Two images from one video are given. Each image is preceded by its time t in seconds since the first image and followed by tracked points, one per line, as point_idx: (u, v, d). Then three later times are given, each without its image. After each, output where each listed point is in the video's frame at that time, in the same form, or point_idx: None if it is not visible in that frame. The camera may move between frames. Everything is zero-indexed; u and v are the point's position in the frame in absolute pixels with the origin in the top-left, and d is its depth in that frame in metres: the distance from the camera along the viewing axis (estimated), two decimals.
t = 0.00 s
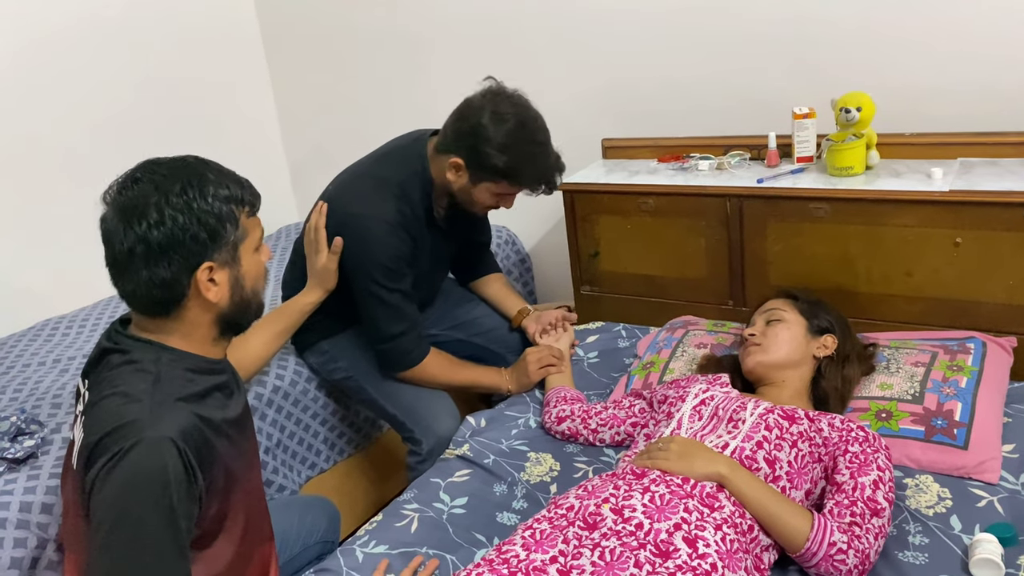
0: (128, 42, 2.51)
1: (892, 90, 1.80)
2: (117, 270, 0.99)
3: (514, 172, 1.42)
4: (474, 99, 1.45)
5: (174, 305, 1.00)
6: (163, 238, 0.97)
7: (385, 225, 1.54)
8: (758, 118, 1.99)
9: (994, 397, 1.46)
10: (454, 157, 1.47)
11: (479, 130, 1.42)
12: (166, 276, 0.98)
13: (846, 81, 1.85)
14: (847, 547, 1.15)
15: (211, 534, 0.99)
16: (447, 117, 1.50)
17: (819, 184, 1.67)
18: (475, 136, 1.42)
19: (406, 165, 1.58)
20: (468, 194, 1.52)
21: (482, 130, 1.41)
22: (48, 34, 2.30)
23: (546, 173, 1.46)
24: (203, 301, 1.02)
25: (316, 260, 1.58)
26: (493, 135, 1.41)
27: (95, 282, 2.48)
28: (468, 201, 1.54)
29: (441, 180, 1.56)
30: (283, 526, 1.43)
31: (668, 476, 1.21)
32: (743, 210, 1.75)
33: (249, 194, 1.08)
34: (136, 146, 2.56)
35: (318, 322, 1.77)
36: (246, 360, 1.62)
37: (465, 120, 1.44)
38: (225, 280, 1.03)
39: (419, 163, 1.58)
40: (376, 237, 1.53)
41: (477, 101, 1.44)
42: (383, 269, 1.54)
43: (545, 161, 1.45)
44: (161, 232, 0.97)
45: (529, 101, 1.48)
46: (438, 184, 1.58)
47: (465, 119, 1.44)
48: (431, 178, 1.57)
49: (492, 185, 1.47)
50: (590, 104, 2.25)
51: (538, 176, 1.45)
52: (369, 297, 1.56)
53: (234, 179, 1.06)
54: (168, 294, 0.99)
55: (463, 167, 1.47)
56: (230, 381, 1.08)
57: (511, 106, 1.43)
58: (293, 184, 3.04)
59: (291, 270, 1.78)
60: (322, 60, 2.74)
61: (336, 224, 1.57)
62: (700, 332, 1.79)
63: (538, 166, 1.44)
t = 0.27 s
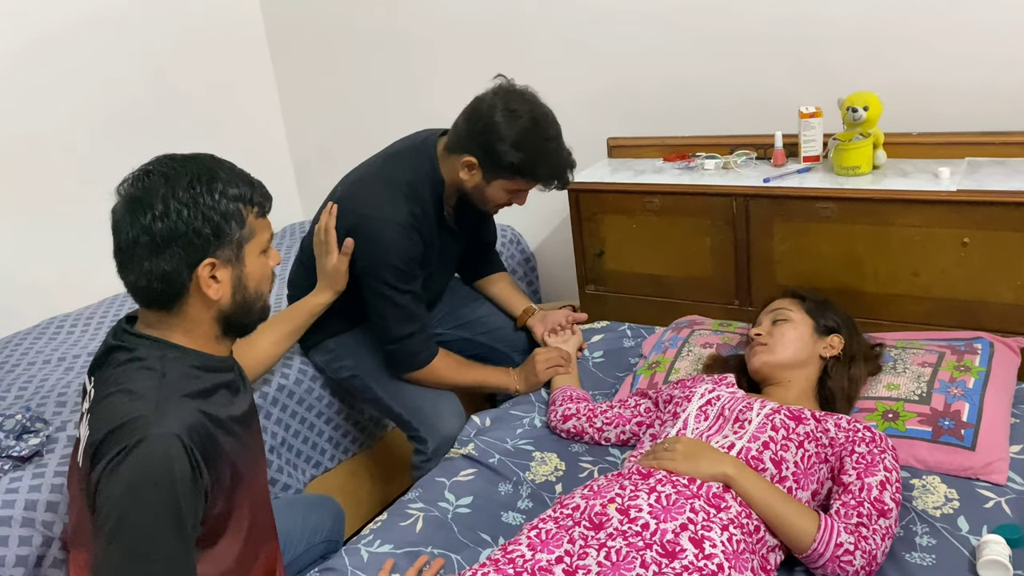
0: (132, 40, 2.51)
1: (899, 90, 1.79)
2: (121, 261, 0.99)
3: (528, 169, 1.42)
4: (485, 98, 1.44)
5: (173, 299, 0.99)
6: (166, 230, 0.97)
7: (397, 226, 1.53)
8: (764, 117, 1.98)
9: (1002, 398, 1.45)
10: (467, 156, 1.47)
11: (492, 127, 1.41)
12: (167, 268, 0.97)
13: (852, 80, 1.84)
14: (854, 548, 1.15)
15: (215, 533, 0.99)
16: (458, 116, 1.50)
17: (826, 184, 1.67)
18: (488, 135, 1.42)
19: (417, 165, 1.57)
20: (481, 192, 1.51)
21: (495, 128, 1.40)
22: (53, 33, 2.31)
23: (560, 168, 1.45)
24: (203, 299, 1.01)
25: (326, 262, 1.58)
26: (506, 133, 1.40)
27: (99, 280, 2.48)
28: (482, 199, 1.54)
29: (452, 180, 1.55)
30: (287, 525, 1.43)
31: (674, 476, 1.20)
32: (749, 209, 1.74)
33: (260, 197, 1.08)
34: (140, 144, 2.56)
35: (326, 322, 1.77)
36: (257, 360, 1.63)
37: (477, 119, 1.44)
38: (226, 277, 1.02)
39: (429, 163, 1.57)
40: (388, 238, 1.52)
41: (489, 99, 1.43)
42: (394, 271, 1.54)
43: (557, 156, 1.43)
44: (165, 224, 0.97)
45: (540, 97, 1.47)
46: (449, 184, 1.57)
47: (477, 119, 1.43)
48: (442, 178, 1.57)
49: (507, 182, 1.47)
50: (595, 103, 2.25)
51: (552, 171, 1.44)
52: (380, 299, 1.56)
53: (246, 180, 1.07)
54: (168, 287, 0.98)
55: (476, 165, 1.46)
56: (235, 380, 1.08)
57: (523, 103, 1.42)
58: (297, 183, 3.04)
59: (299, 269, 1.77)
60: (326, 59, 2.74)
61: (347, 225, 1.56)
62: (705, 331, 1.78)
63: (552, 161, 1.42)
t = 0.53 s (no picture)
0: (137, 40, 2.51)
1: (904, 90, 1.79)
2: (130, 261, 0.99)
3: (516, 140, 1.40)
4: (457, 83, 1.44)
5: (181, 298, 1.00)
6: (172, 228, 0.97)
7: (397, 224, 1.53)
8: (768, 117, 1.98)
9: (1007, 398, 1.44)
10: (455, 143, 1.47)
11: (474, 107, 1.41)
12: (173, 267, 0.97)
13: (857, 80, 1.83)
14: (858, 550, 1.14)
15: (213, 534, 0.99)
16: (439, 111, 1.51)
17: (831, 184, 1.66)
18: (472, 116, 1.41)
19: (416, 162, 1.58)
20: (480, 177, 1.50)
21: (474, 106, 1.41)
22: (58, 32, 2.31)
23: (548, 134, 1.44)
24: (211, 297, 1.01)
25: (328, 261, 1.58)
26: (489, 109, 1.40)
27: (102, 279, 2.48)
28: (482, 184, 1.51)
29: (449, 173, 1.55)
30: (290, 526, 1.43)
31: (678, 477, 1.20)
32: (753, 209, 1.74)
33: (266, 195, 1.08)
34: (144, 143, 2.56)
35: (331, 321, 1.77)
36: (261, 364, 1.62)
37: (455, 104, 1.44)
38: (236, 273, 1.02)
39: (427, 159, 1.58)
40: (389, 236, 1.52)
41: (461, 82, 1.44)
42: (394, 268, 1.54)
43: (541, 121, 1.42)
44: (170, 222, 0.97)
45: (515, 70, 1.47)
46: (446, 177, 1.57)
47: (456, 105, 1.44)
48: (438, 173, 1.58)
49: (501, 160, 1.45)
50: (599, 103, 2.25)
51: (541, 139, 1.43)
52: (380, 298, 1.55)
53: (253, 179, 1.07)
54: (175, 286, 0.98)
55: (467, 150, 1.46)
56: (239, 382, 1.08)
57: (496, 76, 1.42)
58: (300, 182, 3.04)
59: (302, 268, 1.78)
60: (330, 59, 2.74)
61: (348, 224, 1.56)
62: (709, 331, 1.78)
63: (537, 128, 1.42)
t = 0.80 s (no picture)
0: (139, 39, 2.52)
1: (905, 89, 1.78)
2: (128, 261, 1.00)
3: (516, 137, 1.35)
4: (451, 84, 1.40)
5: (175, 297, 1.00)
6: (166, 228, 0.97)
7: (400, 231, 1.50)
8: (769, 116, 1.98)
9: (1010, 398, 1.44)
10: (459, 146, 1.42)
11: (472, 106, 1.35)
12: (168, 266, 0.98)
13: (858, 79, 1.83)
14: (860, 549, 1.14)
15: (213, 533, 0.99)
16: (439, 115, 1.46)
17: (832, 183, 1.66)
18: (472, 116, 1.36)
19: (420, 167, 1.55)
20: (485, 178, 1.45)
21: (470, 104, 1.35)
22: (61, 33, 2.31)
23: (552, 127, 1.38)
24: (205, 296, 1.01)
25: (331, 269, 1.58)
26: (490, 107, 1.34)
27: (104, 279, 2.48)
28: (490, 186, 1.46)
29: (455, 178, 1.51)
30: (291, 526, 1.43)
31: (679, 477, 1.20)
32: (755, 208, 1.74)
33: (264, 196, 1.07)
34: (146, 143, 2.56)
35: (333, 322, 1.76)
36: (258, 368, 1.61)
37: (451, 106, 1.39)
38: (231, 273, 1.02)
39: (432, 164, 1.54)
40: (391, 244, 1.49)
41: (455, 82, 1.39)
42: (396, 277, 1.50)
43: (543, 114, 1.36)
44: (164, 222, 0.97)
45: (510, 63, 1.42)
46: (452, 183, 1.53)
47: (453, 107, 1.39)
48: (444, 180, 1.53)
49: (506, 159, 1.39)
50: (600, 102, 2.24)
51: (545, 133, 1.37)
52: (381, 305, 1.53)
53: (251, 179, 1.06)
54: (170, 285, 0.98)
55: (470, 152, 1.41)
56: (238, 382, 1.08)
57: (489, 72, 1.37)
58: (302, 182, 3.05)
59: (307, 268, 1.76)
60: (331, 58, 2.74)
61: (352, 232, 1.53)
62: (711, 331, 1.78)
63: (536, 121, 1.35)
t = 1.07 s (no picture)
0: (139, 41, 2.52)
1: (904, 89, 1.78)
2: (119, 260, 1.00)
3: (557, 151, 1.30)
4: (495, 88, 1.34)
5: (163, 296, 1.00)
6: (152, 227, 0.98)
7: (419, 234, 1.46)
8: (768, 116, 1.98)
9: (1009, 397, 1.44)
10: (496, 156, 1.38)
11: (513, 117, 1.30)
12: (155, 265, 0.98)
13: (857, 78, 1.83)
14: (859, 549, 1.14)
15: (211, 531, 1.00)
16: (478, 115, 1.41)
17: (832, 182, 1.66)
18: (511, 127, 1.31)
19: (448, 167, 1.50)
20: (522, 190, 1.41)
21: (511, 116, 1.31)
22: (62, 35, 2.32)
23: (595, 141, 1.34)
24: (192, 296, 1.01)
25: (346, 258, 1.56)
26: (533, 119, 1.30)
27: (105, 280, 2.48)
28: (525, 196, 1.43)
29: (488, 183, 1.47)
30: (292, 526, 1.43)
31: (678, 477, 1.20)
32: (754, 208, 1.74)
33: (254, 197, 1.07)
34: (146, 145, 2.56)
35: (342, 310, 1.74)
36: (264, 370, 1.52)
37: (491, 115, 1.35)
38: (216, 273, 1.02)
39: (462, 164, 1.49)
40: (408, 246, 1.46)
41: (498, 90, 1.33)
42: (410, 280, 1.48)
43: (586, 128, 1.32)
44: (150, 222, 0.98)
45: (555, 73, 1.37)
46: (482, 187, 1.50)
47: (494, 114, 1.34)
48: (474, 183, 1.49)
49: (544, 173, 1.35)
50: (599, 102, 2.24)
51: (587, 148, 1.33)
52: (393, 303, 1.51)
53: (241, 180, 1.06)
54: (157, 284, 0.99)
55: (508, 165, 1.38)
56: (234, 381, 1.08)
57: (533, 83, 1.32)
58: (302, 183, 3.05)
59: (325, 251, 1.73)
60: (332, 59, 2.74)
61: (373, 228, 1.50)
62: (710, 331, 1.78)
63: (580, 136, 1.31)
